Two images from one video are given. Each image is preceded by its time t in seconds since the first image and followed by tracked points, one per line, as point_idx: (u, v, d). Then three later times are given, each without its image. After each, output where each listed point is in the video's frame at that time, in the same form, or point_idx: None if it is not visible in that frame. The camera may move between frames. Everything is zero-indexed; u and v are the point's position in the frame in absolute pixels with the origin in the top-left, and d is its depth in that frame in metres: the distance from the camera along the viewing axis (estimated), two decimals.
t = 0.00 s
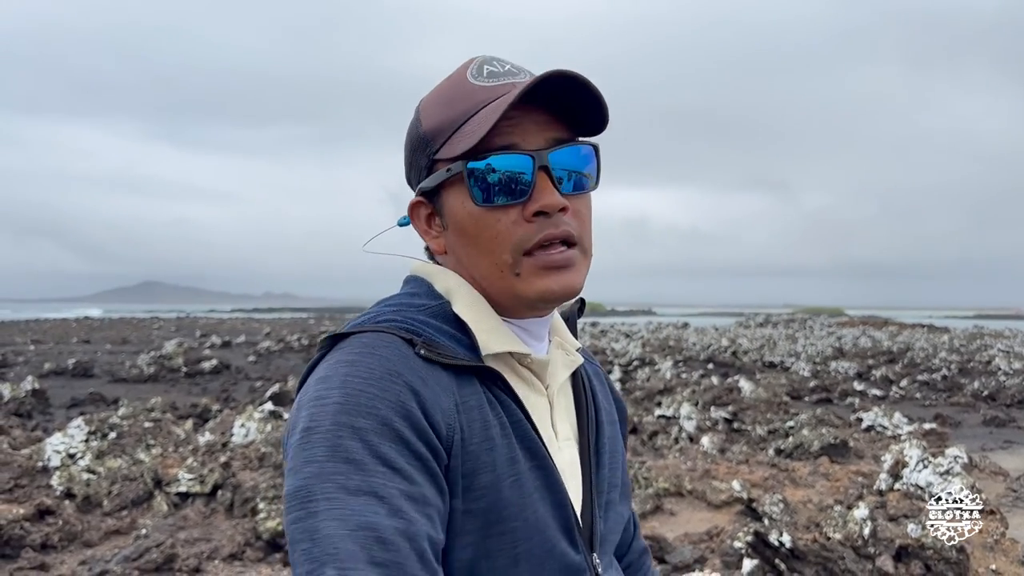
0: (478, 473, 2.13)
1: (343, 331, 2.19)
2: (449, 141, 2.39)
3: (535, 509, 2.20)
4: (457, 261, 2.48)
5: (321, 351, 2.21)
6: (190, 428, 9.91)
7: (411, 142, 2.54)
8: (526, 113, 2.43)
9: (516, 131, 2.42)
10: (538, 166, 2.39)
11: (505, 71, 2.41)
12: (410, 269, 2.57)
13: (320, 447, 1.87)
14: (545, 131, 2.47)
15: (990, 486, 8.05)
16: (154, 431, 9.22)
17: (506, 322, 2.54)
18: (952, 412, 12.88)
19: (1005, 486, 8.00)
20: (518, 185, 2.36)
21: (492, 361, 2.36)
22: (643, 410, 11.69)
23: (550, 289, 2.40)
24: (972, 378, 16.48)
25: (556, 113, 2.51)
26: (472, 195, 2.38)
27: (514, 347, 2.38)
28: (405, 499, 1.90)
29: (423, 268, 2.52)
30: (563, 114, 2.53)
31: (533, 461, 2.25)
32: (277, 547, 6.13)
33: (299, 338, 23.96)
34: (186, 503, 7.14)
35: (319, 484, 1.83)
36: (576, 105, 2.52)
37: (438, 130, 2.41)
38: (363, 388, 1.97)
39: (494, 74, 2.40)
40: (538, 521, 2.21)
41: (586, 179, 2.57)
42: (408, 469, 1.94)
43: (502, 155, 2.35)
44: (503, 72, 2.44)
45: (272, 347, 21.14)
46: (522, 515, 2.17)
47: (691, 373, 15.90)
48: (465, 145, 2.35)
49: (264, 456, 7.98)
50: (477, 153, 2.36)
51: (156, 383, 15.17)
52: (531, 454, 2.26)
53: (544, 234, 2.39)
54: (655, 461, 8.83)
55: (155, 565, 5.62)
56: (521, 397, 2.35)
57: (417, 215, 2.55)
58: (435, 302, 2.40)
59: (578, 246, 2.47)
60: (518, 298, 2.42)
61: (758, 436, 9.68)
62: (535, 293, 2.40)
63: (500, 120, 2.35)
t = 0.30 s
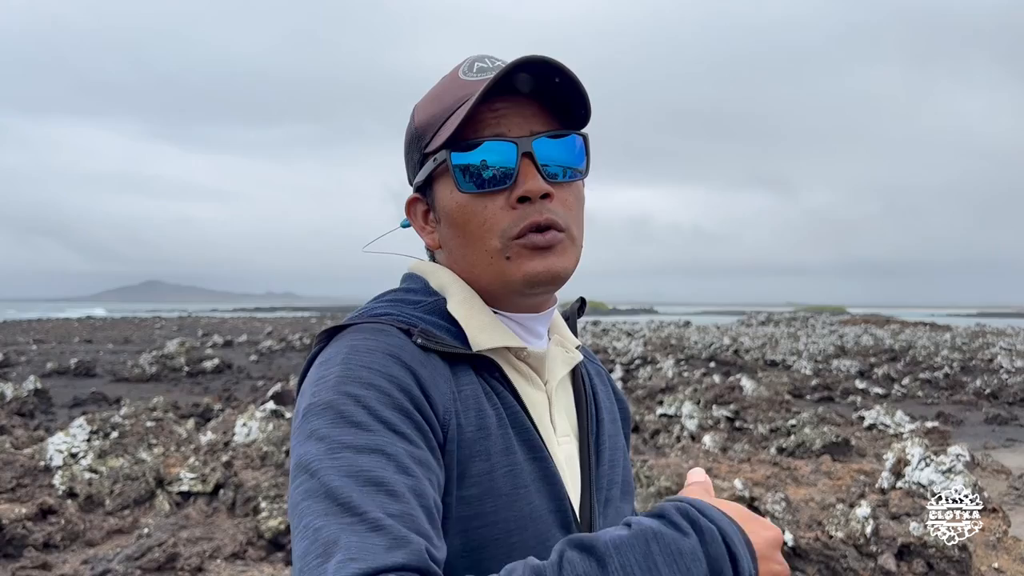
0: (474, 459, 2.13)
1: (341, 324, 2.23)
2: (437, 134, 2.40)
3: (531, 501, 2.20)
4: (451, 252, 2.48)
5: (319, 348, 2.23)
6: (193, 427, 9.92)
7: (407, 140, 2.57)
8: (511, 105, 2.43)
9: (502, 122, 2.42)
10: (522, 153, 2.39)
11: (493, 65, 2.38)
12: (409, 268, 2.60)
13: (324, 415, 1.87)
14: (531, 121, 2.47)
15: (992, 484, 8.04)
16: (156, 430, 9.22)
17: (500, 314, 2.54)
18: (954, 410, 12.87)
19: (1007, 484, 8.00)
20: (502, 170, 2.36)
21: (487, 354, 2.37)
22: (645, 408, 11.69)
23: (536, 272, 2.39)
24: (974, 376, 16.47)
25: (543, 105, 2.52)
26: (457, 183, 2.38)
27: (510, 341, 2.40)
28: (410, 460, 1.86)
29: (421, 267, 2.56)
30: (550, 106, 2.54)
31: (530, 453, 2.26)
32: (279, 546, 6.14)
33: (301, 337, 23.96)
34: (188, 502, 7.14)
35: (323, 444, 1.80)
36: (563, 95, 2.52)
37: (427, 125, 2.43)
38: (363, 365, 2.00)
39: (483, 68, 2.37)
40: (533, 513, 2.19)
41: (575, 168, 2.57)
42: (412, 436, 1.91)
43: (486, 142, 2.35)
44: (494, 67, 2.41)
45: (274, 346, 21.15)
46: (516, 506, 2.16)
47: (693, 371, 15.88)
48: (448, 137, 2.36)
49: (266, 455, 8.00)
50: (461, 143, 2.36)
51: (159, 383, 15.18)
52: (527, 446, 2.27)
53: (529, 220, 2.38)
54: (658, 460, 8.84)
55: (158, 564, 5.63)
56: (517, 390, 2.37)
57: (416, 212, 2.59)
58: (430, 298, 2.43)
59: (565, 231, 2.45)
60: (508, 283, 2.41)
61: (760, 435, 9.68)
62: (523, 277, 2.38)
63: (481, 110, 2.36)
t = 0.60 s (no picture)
0: (478, 461, 2.12)
1: (342, 328, 2.23)
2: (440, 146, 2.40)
3: (540, 497, 2.20)
4: (453, 262, 2.49)
5: (321, 348, 2.24)
6: (195, 426, 9.93)
7: (411, 148, 2.56)
8: (514, 117, 2.41)
9: (505, 135, 2.40)
10: (524, 167, 2.38)
11: (496, 75, 2.36)
12: (413, 273, 2.60)
13: (306, 441, 1.89)
14: (535, 134, 2.45)
15: (995, 482, 8.03)
16: (158, 429, 9.23)
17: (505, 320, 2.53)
18: (957, 408, 12.85)
19: (1009, 482, 8.00)
20: (504, 186, 2.35)
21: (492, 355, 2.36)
22: (646, 407, 11.69)
23: (537, 286, 2.40)
24: (976, 374, 16.45)
25: (546, 116, 2.50)
26: (459, 198, 2.37)
27: (514, 342, 2.39)
28: (383, 499, 1.92)
29: (425, 269, 2.56)
30: (554, 116, 2.51)
31: (538, 449, 2.26)
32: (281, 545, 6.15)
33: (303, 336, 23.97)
34: (190, 502, 7.13)
35: (301, 477, 1.85)
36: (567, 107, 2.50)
37: (430, 137, 2.41)
38: (351, 387, 1.98)
39: (485, 78, 2.36)
40: (543, 509, 2.20)
41: (578, 179, 2.55)
42: (391, 468, 1.95)
43: (489, 157, 2.34)
44: (496, 75, 2.39)
45: (276, 345, 21.15)
46: (525, 502, 2.16)
47: (694, 370, 15.86)
48: (450, 151, 2.34)
49: (268, 455, 8.01)
50: (464, 157, 2.35)
51: (160, 382, 15.19)
52: (535, 442, 2.27)
53: (531, 235, 2.38)
54: (659, 459, 8.84)
55: (160, 563, 5.64)
56: (523, 388, 2.36)
57: (420, 219, 2.59)
58: (434, 300, 2.42)
59: (566, 244, 2.45)
60: (509, 296, 2.42)
61: (761, 433, 9.68)
62: (524, 291, 2.40)
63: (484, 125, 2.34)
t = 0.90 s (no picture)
0: (477, 465, 2.12)
1: (341, 329, 2.23)
2: (456, 132, 2.40)
3: (539, 501, 2.20)
4: (462, 250, 2.48)
5: (319, 349, 2.25)
6: (197, 426, 9.94)
7: (426, 136, 2.57)
8: (531, 106, 2.43)
9: (521, 122, 2.41)
10: (540, 154, 2.39)
11: (517, 65, 2.41)
12: (415, 268, 2.60)
13: (302, 444, 1.90)
14: (551, 123, 2.47)
15: (997, 481, 8.02)
16: (160, 429, 9.24)
17: (510, 316, 2.53)
18: (959, 408, 12.84)
19: (1012, 482, 7.99)
20: (521, 171, 2.36)
21: (491, 357, 2.36)
22: (648, 406, 11.68)
23: (548, 274, 2.40)
24: (978, 373, 16.43)
25: (564, 107, 2.52)
26: (474, 182, 2.37)
27: (514, 343, 2.39)
28: (378, 503, 1.92)
29: (427, 267, 2.57)
30: (570, 109, 2.53)
31: (537, 453, 2.26)
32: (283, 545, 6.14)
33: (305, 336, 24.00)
34: (192, 501, 7.13)
35: (296, 480, 1.86)
36: (584, 100, 2.52)
37: (447, 122, 2.42)
38: (348, 390, 1.98)
39: (506, 68, 2.39)
40: (542, 512, 2.20)
41: (592, 171, 2.57)
42: (386, 472, 1.95)
43: (506, 142, 2.35)
44: (516, 67, 2.43)
45: (277, 345, 21.19)
46: (523, 506, 2.16)
47: (696, 369, 15.86)
48: (467, 135, 2.35)
49: (270, 454, 8.02)
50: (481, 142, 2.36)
51: (162, 382, 15.21)
52: (534, 445, 2.27)
53: (544, 222, 2.39)
54: (660, 458, 8.83)
55: (161, 563, 5.65)
56: (522, 390, 2.36)
57: (429, 208, 2.58)
58: (434, 300, 2.42)
59: (578, 235, 2.46)
60: (519, 284, 2.41)
61: (763, 432, 9.67)
62: (535, 278, 2.39)
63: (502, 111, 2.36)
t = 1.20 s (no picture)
0: (474, 472, 2.12)
1: (336, 333, 2.23)
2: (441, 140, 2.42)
3: (536, 508, 2.20)
4: (454, 259, 2.51)
5: (315, 355, 2.25)
6: (198, 427, 9.96)
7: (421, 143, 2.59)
8: (515, 110, 2.43)
9: (506, 127, 2.41)
10: (524, 160, 2.38)
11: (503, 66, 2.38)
12: (415, 273, 2.62)
13: (296, 452, 1.91)
14: (538, 127, 2.46)
15: (998, 480, 8.02)
16: (161, 430, 9.25)
17: (509, 320, 2.54)
18: (961, 407, 12.84)
19: (1013, 481, 7.98)
20: (503, 179, 2.36)
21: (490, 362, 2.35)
22: (649, 406, 11.69)
23: (535, 281, 2.39)
24: (980, 372, 16.41)
25: (551, 109, 2.50)
26: (459, 192, 2.39)
27: (513, 348, 2.38)
28: (372, 509, 1.93)
29: (426, 270, 2.58)
30: (559, 110, 2.51)
31: (534, 459, 2.27)
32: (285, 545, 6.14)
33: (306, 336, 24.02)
34: (193, 502, 7.13)
35: (291, 488, 1.87)
36: (573, 100, 2.50)
37: (433, 130, 2.44)
38: (341, 397, 1.99)
39: (493, 70, 2.36)
40: (538, 519, 2.20)
41: (584, 174, 2.54)
42: (379, 478, 1.96)
43: (487, 150, 2.36)
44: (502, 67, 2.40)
45: (279, 346, 21.22)
46: (519, 514, 2.16)
47: (697, 369, 15.86)
48: (449, 144, 2.37)
49: (271, 455, 8.03)
50: (463, 150, 2.38)
51: (164, 383, 15.23)
52: (532, 452, 2.27)
53: (529, 229, 2.38)
54: (662, 458, 8.83)
55: (163, 563, 5.66)
56: (521, 394, 2.35)
57: (428, 216, 2.61)
58: (431, 305, 2.42)
59: (567, 239, 2.44)
60: (508, 292, 2.41)
61: (765, 432, 9.67)
62: (522, 286, 2.39)
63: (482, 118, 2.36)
